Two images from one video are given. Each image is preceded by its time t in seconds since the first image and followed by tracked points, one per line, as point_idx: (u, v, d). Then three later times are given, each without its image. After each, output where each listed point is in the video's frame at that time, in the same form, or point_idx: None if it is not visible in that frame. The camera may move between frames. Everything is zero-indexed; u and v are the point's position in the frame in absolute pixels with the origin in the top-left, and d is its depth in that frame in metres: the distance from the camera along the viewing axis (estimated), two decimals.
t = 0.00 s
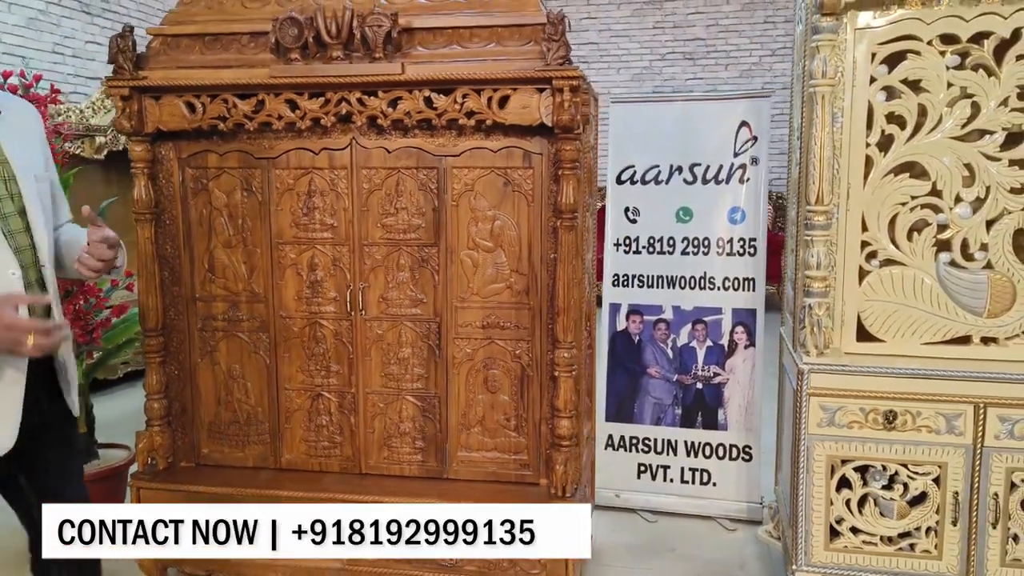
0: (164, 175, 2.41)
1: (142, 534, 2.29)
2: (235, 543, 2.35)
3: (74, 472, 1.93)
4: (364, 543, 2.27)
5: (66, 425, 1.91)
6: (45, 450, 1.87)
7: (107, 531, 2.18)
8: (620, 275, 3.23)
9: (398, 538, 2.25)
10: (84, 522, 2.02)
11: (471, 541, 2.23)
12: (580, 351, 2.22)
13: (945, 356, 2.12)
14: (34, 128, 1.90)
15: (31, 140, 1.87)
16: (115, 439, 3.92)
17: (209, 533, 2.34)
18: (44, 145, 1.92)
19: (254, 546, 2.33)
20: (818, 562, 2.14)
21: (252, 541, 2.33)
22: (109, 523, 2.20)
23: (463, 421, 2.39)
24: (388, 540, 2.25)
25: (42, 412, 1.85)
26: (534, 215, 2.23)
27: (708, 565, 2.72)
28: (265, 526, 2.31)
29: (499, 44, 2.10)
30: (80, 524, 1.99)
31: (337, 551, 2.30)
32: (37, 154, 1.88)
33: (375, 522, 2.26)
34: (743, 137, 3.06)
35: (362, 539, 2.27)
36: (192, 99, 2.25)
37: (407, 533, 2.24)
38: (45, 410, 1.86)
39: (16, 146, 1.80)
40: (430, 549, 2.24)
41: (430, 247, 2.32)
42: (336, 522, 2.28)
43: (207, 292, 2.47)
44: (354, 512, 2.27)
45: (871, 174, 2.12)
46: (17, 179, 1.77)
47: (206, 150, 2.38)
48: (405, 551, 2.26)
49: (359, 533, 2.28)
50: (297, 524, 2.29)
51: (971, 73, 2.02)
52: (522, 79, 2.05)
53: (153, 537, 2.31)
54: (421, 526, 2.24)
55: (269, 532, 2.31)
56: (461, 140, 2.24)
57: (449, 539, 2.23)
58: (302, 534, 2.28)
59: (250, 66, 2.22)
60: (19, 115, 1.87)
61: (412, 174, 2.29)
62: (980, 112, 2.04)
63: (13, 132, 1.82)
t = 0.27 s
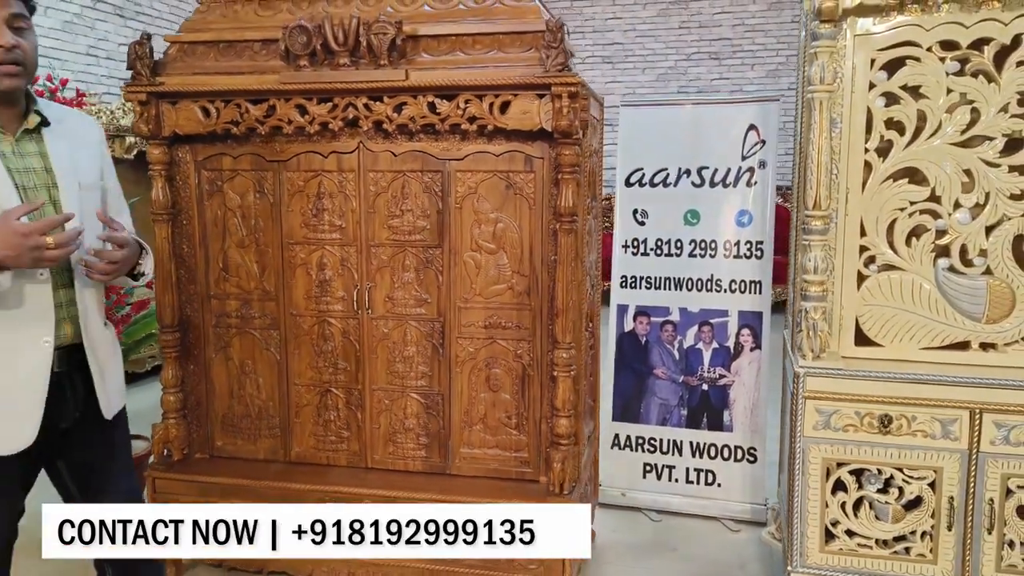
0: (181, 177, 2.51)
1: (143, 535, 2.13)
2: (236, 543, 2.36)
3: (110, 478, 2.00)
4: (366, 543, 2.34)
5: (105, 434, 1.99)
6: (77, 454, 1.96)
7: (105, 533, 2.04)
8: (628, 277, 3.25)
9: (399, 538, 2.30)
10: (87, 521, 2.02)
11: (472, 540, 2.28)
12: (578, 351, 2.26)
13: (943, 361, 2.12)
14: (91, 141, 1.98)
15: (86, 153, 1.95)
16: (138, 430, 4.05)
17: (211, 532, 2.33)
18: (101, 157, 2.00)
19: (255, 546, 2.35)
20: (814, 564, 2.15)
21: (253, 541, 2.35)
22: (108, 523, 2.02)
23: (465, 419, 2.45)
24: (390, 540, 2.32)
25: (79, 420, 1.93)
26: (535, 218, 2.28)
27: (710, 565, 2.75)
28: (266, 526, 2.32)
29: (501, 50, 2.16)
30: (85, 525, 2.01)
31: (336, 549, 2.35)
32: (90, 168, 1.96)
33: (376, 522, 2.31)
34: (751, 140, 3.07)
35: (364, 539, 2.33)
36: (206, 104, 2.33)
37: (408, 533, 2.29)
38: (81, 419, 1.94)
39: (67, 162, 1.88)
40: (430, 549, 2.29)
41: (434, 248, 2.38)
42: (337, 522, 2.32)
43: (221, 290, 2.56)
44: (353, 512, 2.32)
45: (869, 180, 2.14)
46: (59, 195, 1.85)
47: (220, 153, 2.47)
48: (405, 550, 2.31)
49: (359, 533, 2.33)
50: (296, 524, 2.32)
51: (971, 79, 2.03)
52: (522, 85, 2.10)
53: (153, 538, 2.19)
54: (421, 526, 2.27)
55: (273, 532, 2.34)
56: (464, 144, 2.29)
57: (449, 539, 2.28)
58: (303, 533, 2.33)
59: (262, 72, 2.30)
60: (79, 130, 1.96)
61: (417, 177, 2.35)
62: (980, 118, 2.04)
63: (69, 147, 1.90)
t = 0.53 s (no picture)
0: (207, 182, 2.59)
1: (142, 535, 1.97)
2: (235, 543, 2.23)
3: (173, 476, 1.94)
4: (364, 543, 2.24)
5: (172, 435, 1.93)
6: (144, 456, 1.89)
7: (105, 533, 1.96)
8: (645, 282, 3.26)
9: (398, 538, 2.22)
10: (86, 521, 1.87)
11: (472, 540, 2.25)
12: (589, 357, 2.29)
13: (954, 372, 2.12)
14: (175, 153, 1.95)
15: (168, 165, 1.92)
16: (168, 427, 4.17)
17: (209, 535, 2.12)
18: (181, 171, 1.96)
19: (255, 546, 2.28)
20: (822, 572, 2.16)
21: (252, 541, 2.27)
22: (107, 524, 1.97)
23: (478, 422, 2.49)
24: (388, 540, 2.23)
25: (145, 419, 1.86)
26: (547, 225, 2.31)
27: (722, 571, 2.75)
28: (267, 526, 2.25)
29: (514, 60, 2.20)
30: (83, 523, 1.85)
31: (336, 550, 2.28)
32: (171, 178, 1.92)
33: (375, 522, 2.21)
34: (769, 147, 3.06)
35: (362, 539, 2.23)
36: (230, 113, 2.41)
37: (408, 533, 2.21)
38: (147, 417, 1.86)
39: (148, 171, 1.84)
40: (430, 549, 2.24)
41: (449, 254, 2.43)
42: (336, 522, 2.24)
43: (244, 292, 2.64)
44: (353, 512, 2.21)
45: (882, 189, 2.13)
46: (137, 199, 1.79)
47: (244, 160, 2.55)
48: (405, 550, 2.24)
49: (359, 533, 2.23)
50: (298, 524, 2.26)
51: (986, 88, 2.01)
52: (534, 95, 2.14)
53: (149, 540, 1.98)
54: (421, 527, 2.19)
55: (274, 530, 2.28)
56: (479, 152, 2.34)
57: (448, 539, 2.23)
58: (301, 534, 2.27)
59: (283, 82, 2.37)
60: (162, 143, 1.93)
61: (433, 185, 2.40)
62: (993, 128, 2.03)
63: (152, 158, 1.87)
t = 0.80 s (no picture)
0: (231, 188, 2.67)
1: (142, 534, 2.05)
2: (236, 543, 2.17)
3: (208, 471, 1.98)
4: (363, 543, 2.38)
5: (224, 431, 2.00)
6: (197, 449, 1.97)
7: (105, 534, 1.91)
8: (662, 286, 3.26)
9: (398, 538, 2.33)
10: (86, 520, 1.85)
11: (472, 541, 2.33)
12: (600, 362, 2.31)
13: (969, 381, 2.10)
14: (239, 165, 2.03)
15: (230, 174, 2.00)
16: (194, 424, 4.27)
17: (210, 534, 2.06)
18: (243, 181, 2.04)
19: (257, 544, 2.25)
20: None
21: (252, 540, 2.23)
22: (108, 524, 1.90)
23: (493, 425, 2.52)
24: (388, 540, 2.35)
25: (198, 415, 1.93)
26: (561, 232, 2.34)
27: None
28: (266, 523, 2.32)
29: (528, 69, 2.24)
30: (84, 525, 1.85)
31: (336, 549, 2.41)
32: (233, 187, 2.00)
33: (375, 522, 2.33)
34: (788, 152, 3.02)
35: (361, 539, 2.36)
36: (252, 121, 2.48)
37: (407, 533, 2.33)
38: (201, 412, 1.94)
39: (212, 178, 1.92)
40: (430, 549, 2.34)
41: (464, 259, 2.47)
42: (337, 522, 2.36)
43: (266, 295, 2.71)
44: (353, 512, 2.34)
45: (897, 197, 2.12)
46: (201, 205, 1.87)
47: (266, 166, 2.61)
48: (406, 549, 2.37)
49: (359, 533, 2.36)
50: (300, 525, 2.40)
51: (1002, 96, 2.00)
52: (546, 103, 2.17)
53: (153, 537, 2.08)
54: (420, 527, 2.31)
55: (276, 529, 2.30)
56: (493, 159, 2.37)
57: (448, 538, 2.33)
58: (301, 533, 2.41)
59: (302, 91, 2.43)
60: (225, 154, 2.02)
61: (448, 191, 2.44)
62: (1009, 135, 2.02)
63: (217, 168, 1.95)
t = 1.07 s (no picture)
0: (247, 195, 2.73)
1: (142, 535, 1.89)
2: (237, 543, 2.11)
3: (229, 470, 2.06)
4: (364, 543, 2.38)
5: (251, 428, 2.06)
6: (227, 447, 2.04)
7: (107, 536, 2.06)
8: (674, 292, 3.22)
9: (398, 538, 2.35)
10: (87, 521, 2.11)
11: (472, 541, 2.34)
12: (606, 368, 2.35)
13: (975, 390, 2.10)
14: (274, 176, 2.08)
15: (267, 188, 2.05)
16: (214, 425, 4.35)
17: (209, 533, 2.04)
18: (279, 192, 2.09)
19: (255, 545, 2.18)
20: None
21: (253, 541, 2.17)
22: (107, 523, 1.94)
23: (501, 429, 2.55)
24: (388, 540, 2.36)
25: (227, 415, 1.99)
26: (568, 239, 2.37)
27: None
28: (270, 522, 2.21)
29: (535, 79, 2.28)
30: (84, 525, 2.10)
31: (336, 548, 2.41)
32: (269, 199, 2.05)
33: (375, 522, 2.31)
34: (799, 158, 2.99)
35: (362, 538, 2.36)
36: (268, 130, 2.55)
37: (407, 533, 2.33)
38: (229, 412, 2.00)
39: (248, 193, 1.98)
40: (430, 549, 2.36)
41: (473, 266, 2.50)
42: (337, 522, 2.35)
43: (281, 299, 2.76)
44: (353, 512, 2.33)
45: (902, 205, 2.12)
46: (235, 219, 1.93)
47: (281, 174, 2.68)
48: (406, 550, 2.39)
49: (359, 533, 2.35)
50: (300, 525, 2.34)
51: (1008, 105, 2.00)
52: (552, 113, 2.21)
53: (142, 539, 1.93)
54: (421, 528, 2.31)
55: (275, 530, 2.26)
56: (501, 167, 2.41)
57: (448, 539, 2.34)
58: (301, 533, 2.36)
59: (316, 101, 2.49)
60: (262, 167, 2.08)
61: (457, 199, 2.48)
62: (1015, 144, 2.02)
63: (253, 181, 2.01)
